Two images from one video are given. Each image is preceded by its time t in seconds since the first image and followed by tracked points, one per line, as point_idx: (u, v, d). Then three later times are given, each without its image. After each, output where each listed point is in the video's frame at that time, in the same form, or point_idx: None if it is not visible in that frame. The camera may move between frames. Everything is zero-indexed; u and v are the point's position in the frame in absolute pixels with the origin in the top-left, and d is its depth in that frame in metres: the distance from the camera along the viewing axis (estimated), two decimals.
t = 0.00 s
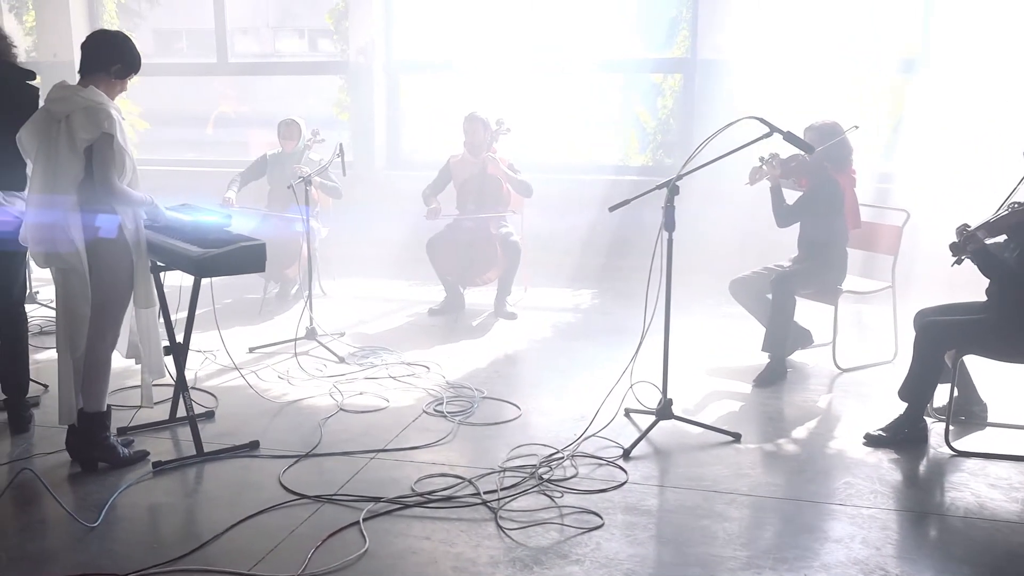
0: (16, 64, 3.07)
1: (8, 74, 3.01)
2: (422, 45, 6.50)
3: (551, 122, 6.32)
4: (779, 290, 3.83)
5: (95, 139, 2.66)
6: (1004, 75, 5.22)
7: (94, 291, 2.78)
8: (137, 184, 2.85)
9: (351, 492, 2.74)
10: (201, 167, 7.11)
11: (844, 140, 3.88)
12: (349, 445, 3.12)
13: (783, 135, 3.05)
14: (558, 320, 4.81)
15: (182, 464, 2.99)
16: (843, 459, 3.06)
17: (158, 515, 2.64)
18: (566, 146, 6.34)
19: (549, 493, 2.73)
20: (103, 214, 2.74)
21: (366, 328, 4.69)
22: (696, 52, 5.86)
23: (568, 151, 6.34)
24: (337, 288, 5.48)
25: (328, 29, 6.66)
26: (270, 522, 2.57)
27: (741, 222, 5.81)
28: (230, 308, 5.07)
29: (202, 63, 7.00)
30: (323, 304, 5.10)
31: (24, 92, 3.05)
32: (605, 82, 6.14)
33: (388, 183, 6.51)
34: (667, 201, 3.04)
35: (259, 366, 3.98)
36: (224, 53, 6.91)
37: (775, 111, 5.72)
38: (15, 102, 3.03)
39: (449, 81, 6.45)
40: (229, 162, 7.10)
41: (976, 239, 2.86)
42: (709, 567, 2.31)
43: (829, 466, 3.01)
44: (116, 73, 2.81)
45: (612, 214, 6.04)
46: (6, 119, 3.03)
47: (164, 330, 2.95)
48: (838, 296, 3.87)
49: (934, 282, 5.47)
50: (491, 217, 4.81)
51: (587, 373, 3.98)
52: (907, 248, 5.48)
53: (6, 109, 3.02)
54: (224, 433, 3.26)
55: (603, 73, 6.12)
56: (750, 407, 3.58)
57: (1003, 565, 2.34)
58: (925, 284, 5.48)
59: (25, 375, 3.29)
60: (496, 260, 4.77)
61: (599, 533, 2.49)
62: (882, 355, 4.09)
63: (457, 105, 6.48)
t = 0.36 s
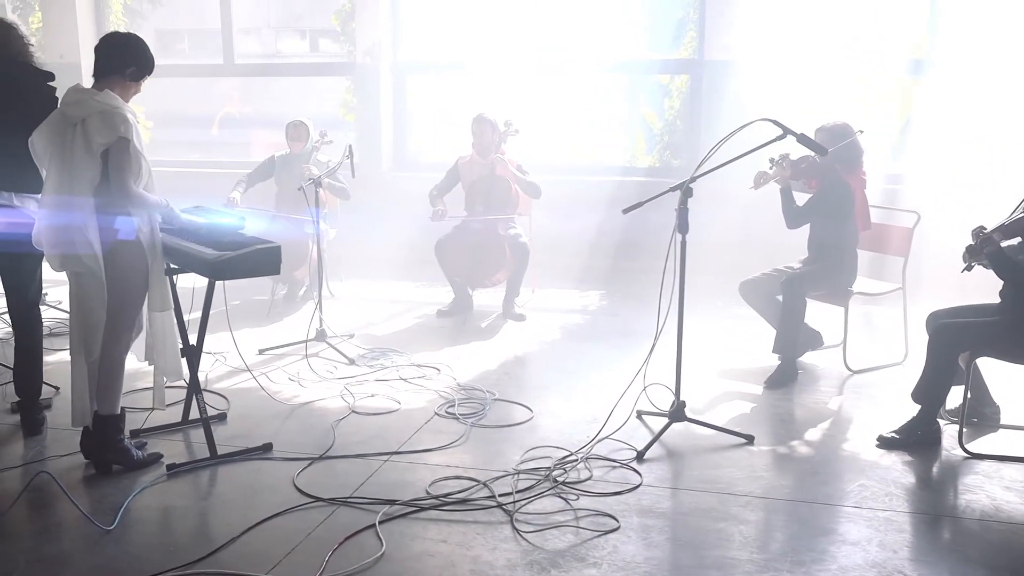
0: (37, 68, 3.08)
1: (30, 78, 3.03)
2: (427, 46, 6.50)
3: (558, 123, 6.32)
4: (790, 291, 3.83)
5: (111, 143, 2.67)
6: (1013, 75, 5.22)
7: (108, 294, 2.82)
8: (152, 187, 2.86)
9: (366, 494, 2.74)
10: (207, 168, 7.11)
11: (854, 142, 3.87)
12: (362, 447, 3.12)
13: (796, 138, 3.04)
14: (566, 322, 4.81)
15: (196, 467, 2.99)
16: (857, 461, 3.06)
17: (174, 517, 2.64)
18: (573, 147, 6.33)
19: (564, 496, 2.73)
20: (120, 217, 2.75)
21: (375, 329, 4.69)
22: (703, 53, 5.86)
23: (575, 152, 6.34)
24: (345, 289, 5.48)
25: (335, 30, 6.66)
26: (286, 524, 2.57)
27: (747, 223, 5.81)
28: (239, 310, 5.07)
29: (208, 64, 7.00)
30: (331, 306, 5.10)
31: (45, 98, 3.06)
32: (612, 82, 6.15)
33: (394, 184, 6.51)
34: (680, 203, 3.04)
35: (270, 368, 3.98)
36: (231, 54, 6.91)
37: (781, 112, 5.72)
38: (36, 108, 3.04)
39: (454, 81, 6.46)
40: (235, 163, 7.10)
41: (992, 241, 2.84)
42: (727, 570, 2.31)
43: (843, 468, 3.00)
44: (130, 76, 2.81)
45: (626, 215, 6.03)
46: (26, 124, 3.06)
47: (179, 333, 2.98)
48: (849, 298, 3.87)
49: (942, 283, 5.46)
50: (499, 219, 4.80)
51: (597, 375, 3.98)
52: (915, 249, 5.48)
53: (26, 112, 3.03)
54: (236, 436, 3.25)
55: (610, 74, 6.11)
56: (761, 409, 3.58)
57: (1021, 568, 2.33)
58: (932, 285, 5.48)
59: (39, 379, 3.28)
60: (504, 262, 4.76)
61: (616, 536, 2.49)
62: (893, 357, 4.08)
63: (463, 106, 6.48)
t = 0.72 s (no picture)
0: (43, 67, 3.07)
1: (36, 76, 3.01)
2: (433, 47, 6.50)
3: (563, 124, 6.32)
4: (799, 292, 3.83)
5: (123, 145, 2.67)
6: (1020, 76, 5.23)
7: (120, 296, 2.81)
8: (164, 189, 2.85)
9: (380, 496, 2.74)
10: (211, 169, 7.10)
11: (863, 143, 3.89)
12: (374, 449, 3.12)
13: (808, 139, 3.03)
14: (573, 323, 4.81)
15: (209, 468, 2.99)
16: (869, 462, 3.06)
17: (188, 519, 2.64)
18: (578, 148, 6.33)
19: (578, 497, 2.73)
20: (132, 219, 2.75)
21: (383, 330, 4.68)
22: (709, 54, 5.87)
23: (581, 152, 6.34)
24: (351, 290, 5.48)
25: (340, 31, 6.67)
26: (301, 526, 2.57)
27: (753, 224, 5.82)
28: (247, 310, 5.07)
29: (212, 65, 6.99)
30: (339, 307, 5.10)
31: (53, 95, 3.04)
32: (617, 83, 6.15)
33: (399, 186, 6.51)
34: (692, 205, 3.04)
35: (279, 369, 3.98)
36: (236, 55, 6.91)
37: (787, 113, 5.73)
38: (42, 106, 3.02)
39: (460, 82, 6.46)
40: (240, 164, 7.09)
41: (1007, 245, 2.83)
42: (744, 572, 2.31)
43: (856, 470, 3.00)
44: (144, 77, 2.82)
45: (635, 217, 6.01)
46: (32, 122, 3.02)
47: (190, 335, 2.95)
48: (858, 299, 3.87)
49: (949, 284, 5.46)
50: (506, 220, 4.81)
51: (607, 376, 3.98)
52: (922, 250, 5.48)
53: (33, 110, 3.01)
54: (248, 437, 3.25)
55: (616, 74, 6.12)
56: (771, 410, 3.58)
57: None
58: (938, 286, 5.49)
59: (50, 380, 3.29)
60: (511, 263, 4.76)
61: (631, 537, 2.49)
62: (902, 358, 4.08)
63: (468, 107, 6.48)
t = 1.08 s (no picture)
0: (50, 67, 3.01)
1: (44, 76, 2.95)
2: (440, 47, 6.51)
3: (570, 125, 6.33)
4: (811, 293, 3.83)
5: (139, 145, 2.67)
6: None
7: (137, 297, 2.80)
8: (180, 189, 2.86)
9: (396, 497, 2.75)
10: (218, 169, 7.11)
11: (874, 145, 3.92)
12: (388, 449, 3.12)
13: (821, 140, 3.02)
14: (583, 324, 4.81)
15: (224, 469, 2.99)
16: (883, 463, 3.06)
17: (205, 520, 2.64)
18: (585, 149, 6.33)
19: (594, 498, 2.74)
20: (148, 219, 2.75)
21: (393, 331, 4.69)
22: (716, 54, 5.89)
23: (588, 153, 6.33)
24: (360, 291, 5.48)
25: (347, 32, 6.68)
26: (319, 527, 2.57)
27: (760, 226, 5.83)
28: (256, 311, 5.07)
29: (219, 66, 7.00)
30: (348, 308, 5.10)
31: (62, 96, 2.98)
32: (624, 84, 6.15)
33: (406, 186, 6.52)
34: (706, 206, 3.05)
35: (291, 370, 3.98)
36: (243, 55, 6.92)
37: (795, 114, 5.74)
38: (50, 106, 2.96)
39: (466, 83, 6.46)
40: (246, 165, 7.10)
41: None
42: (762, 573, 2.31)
43: (870, 471, 3.00)
44: (160, 78, 2.82)
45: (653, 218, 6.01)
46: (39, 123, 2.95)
47: (204, 335, 2.96)
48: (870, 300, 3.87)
49: (957, 285, 5.46)
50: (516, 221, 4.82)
51: (618, 376, 3.98)
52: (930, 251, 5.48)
53: (40, 111, 2.94)
54: (261, 438, 3.26)
55: (623, 75, 6.13)
56: (783, 411, 3.58)
57: None
58: (946, 288, 5.49)
59: (64, 374, 3.30)
60: (520, 264, 4.76)
61: (649, 538, 2.49)
62: (912, 359, 4.08)
63: (475, 107, 6.49)
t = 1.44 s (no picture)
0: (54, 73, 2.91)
1: (47, 83, 2.85)
2: (448, 50, 6.51)
3: (579, 128, 6.33)
4: (827, 297, 3.83)
5: (158, 150, 2.66)
6: None
7: (156, 301, 2.80)
8: (200, 193, 2.87)
9: (417, 501, 2.74)
10: (226, 172, 7.12)
11: (890, 147, 3.91)
12: (406, 453, 3.12)
13: (840, 143, 3.02)
14: (594, 327, 4.81)
15: (243, 473, 2.99)
16: (902, 467, 3.06)
17: (226, 524, 2.64)
18: (593, 151, 6.33)
19: (615, 502, 2.73)
20: (167, 222, 2.75)
21: (405, 334, 4.69)
22: (726, 58, 5.89)
23: (596, 156, 6.33)
24: (373, 294, 5.49)
25: (355, 34, 6.68)
26: (341, 531, 2.57)
27: (770, 229, 5.84)
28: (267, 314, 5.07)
29: (228, 69, 7.00)
30: (359, 311, 5.10)
31: (65, 103, 2.89)
32: (634, 87, 6.15)
33: (414, 189, 6.52)
34: (725, 210, 3.05)
35: (305, 373, 3.98)
36: (251, 58, 6.92)
37: (804, 117, 5.74)
38: (50, 114, 2.87)
39: (475, 85, 6.47)
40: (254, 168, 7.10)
41: None
42: None
43: (890, 474, 3.00)
44: (178, 80, 2.82)
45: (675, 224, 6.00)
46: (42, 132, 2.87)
47: (226, 338, 3.01)
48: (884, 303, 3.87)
49: (968, 288, 5.46)
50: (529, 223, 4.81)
51: (632, 379, 3.98)
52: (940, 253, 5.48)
53: (42, 119, 2.86)
54: (279, 442, 3.25)
55: (633, 78, 6.13)
56: (800, 414, 3.58)
57: None
58: (957, 291, 5.49)
59: (77, 383, 3.27)
60: (532, 266, 4.75)
61: (671, 543, 2.49)
62: (927, 362, 4.08)
63: (483, 110, 6.49)
